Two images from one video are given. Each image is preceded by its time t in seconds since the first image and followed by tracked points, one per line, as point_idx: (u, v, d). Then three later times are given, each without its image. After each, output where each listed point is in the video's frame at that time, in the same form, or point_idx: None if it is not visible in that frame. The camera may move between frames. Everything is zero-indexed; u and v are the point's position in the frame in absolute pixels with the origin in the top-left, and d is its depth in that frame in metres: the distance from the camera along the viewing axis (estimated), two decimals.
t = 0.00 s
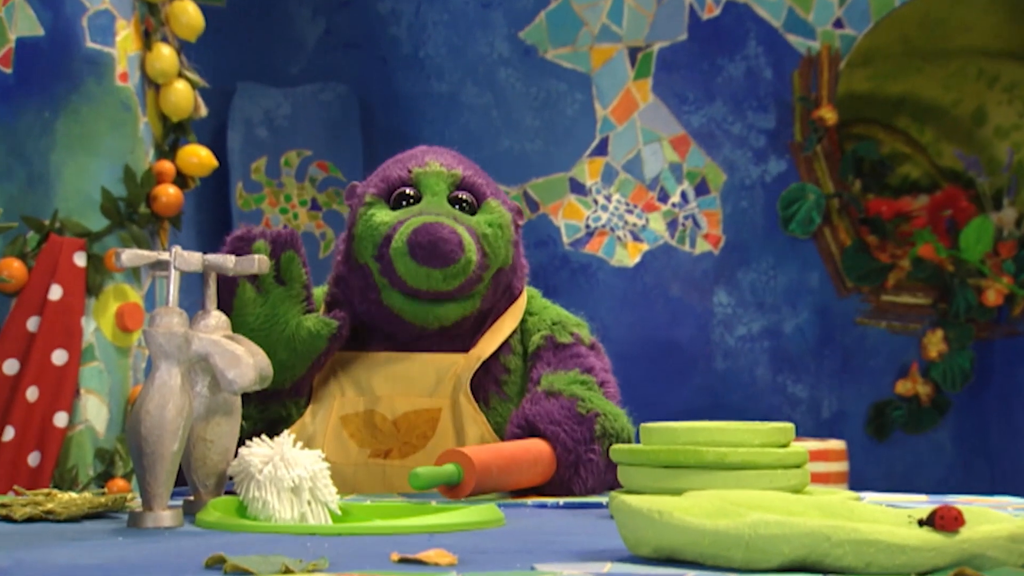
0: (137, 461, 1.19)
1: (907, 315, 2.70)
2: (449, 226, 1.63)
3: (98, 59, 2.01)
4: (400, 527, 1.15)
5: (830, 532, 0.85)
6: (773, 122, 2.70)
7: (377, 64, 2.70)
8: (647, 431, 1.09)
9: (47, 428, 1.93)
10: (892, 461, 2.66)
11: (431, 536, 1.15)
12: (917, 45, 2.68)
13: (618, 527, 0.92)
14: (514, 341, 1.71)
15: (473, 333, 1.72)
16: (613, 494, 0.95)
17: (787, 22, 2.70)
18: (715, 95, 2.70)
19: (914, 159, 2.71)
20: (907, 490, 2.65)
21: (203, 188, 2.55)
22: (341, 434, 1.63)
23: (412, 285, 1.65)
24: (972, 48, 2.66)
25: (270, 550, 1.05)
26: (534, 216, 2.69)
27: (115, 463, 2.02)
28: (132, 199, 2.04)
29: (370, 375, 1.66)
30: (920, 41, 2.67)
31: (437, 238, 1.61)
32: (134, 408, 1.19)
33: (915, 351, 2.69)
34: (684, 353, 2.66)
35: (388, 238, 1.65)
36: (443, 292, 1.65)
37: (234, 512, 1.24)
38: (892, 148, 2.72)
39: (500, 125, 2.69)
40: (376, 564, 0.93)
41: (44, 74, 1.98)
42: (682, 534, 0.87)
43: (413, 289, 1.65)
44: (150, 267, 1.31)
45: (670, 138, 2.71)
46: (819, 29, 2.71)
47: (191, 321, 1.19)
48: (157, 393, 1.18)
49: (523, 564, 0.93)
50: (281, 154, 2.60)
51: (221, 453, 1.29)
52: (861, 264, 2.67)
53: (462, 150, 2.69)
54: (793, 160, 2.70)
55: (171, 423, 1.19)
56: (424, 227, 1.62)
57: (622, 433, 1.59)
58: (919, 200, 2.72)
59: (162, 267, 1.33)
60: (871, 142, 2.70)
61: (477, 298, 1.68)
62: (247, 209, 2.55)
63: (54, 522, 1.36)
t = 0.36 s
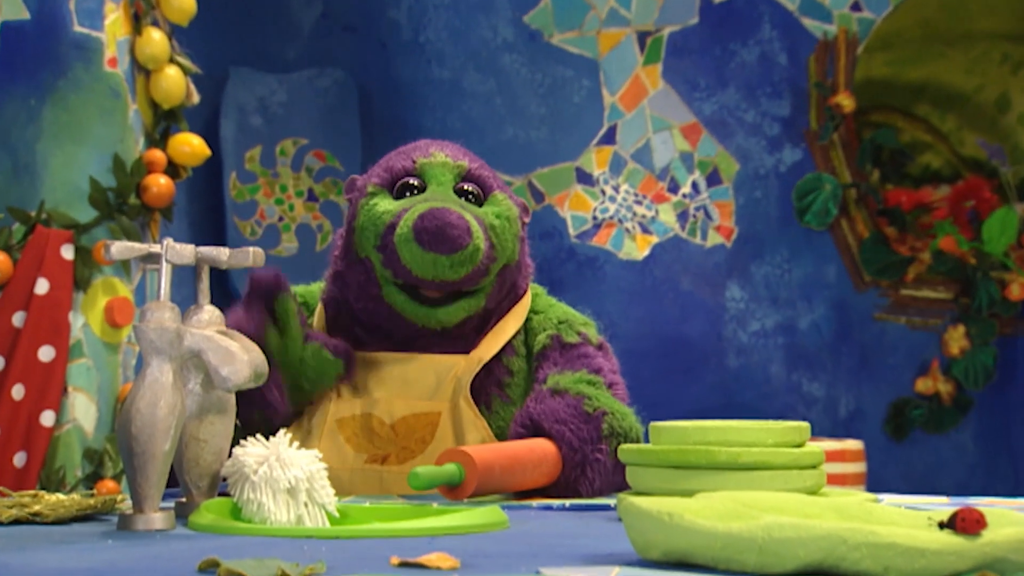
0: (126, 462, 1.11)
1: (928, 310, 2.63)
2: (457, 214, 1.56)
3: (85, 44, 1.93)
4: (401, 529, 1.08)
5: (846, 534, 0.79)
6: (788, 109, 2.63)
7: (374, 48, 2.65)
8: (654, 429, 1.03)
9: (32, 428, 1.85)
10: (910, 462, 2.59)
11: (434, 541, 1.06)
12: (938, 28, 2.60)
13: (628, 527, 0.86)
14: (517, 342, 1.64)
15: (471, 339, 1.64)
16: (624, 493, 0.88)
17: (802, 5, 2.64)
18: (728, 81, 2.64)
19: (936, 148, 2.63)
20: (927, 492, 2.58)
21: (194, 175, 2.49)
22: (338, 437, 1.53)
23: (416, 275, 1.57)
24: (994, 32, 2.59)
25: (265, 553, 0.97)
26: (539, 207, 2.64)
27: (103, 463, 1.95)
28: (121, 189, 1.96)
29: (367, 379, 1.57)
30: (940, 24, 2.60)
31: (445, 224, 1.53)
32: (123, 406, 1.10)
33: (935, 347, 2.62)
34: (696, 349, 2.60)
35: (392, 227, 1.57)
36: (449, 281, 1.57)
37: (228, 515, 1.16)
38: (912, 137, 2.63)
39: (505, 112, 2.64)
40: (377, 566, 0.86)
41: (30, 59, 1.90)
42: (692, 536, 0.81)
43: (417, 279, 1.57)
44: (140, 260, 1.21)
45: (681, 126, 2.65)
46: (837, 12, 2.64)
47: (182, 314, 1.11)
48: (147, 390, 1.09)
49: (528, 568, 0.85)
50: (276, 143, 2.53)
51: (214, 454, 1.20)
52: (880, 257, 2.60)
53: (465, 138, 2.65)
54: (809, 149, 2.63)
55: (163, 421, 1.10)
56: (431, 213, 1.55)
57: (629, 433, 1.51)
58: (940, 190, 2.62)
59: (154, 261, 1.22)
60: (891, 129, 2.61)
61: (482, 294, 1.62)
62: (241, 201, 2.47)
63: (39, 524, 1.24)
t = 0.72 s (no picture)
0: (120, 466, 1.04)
1: (950, 308, 2.55)
2: (420, 282, 1.46)
3: (79, 34, 1.87)
4: (406, 534, 1.01)
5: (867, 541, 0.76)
6: (805, 100, 2.57)
7: (378, 38, 2.59)
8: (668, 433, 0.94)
9: (24, 431, 1.79)
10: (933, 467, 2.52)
11: (440, 546, 1.00)
12: (963, 16, 2.51)
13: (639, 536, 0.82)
14: (514, 344, 1.61)
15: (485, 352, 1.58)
16: (633, 500, 0.84)
17: None
18: (743, 72, 2.58)
19: (959, 140, 2.53)
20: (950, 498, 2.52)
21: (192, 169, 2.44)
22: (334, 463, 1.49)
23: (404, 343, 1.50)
24: (1021, 19, 2.49)
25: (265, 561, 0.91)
26: (547, 202, 2.59)
27: (98, 466, 1.88)
28: (116, 184, 1.90)
29: (369, 399, 1.52)
30: (966, 12, 2.50)
31: (410, 304, 1.43)
32: (119, 408, 1.03)
33: (958, 347, 2.54)
34: (709, 348, 2.56)
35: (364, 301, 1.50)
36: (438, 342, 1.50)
37: (227, 519, 1.10)
38: (933, 129, 2.54)
39: (511, 103, 2.59)
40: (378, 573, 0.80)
41: (26, 48, 1.84)
42: (707, 542, 0.77)
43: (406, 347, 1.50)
44: (137, 257, 1.15)
45: (694, 118, 2.59)
46: None
47: (181, 313, 1.04)
48: (144, 390, 1.03)
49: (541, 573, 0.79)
50: (275, 136, 2.54)
51: (212, 457, 1.13)
52: (899, 253, 2.52)
53: (470, 130, 2.59)
54: (827, 141, 2.57)
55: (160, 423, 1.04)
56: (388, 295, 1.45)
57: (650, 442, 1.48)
58: (963, 184, 2.53)
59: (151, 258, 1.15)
60: (912, 121, 2.53)
61: (479, 314, 1.58)
62: (240, 195, 2.50)
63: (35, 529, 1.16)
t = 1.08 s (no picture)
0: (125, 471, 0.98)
1: (983, 308, 2.50)
2: (480, 200, 1.47)
3: (81, 24, 1.80)
4: (420, 540, 0.95)
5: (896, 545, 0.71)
6: (832, 92, 2.51)
7: (390, 30, 2.52)
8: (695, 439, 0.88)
9: (24, 434, 1.73)
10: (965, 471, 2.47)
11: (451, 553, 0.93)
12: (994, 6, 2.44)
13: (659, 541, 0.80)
14: (541, 353, 1.57)
15: (500, 344, 1.55)
16: (652, 503, 0.82)
17: None
18: (767, 63, 2.52)
19: (990, 134, 2.46)
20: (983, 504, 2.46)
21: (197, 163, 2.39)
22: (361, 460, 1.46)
23: (434, 267, 1.47)
24: None
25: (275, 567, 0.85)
26: (563, 198, 2.53)
27: (100, 471, 1.81)
28: (118, 180, 1.84)
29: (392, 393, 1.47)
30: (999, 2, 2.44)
31: (468, 207, 1.45)
32: (123, 411, 0.98)
33: (991, 347, 2.49)
34: (731, 349, 2.50)
35: (408, 217, 1.48)
36: (469, 275, 1.47)
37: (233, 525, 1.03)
38: (965, 122, 2.48)
39: (528, 96, 2.52)
40: None
41: (26, 36, 1.78)
42: (729, 549, 0.74)
43: (436, 272, 1.47)
44: (137, 254, 1.08)
45: (717, 111, 2.54)
46: None
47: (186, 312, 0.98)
48: (150, 391, 0.97)
49: None
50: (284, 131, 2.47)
51: (219, 462, 1.06)
52: (929, 252, 2.47)
53: (483, 123, 2.53)
54: (854, 135, 2.51)
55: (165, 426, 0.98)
56: (450, 198, 1.46)
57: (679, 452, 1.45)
58: (995, 179, 2.47)
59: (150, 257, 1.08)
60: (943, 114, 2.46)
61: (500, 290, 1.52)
62: (245, 191, 2.42)
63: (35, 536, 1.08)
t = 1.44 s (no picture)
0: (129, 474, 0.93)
1: (1017, 309, 2.40)
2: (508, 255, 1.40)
3: (84, 16, 1.75)
4: (436, 548, 0.90)
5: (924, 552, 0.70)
6: (859, 85, 2.45)
7: (401, 20, 2.48)
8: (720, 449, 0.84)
9: (26, 438, 1.68)
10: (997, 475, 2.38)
11: (467, 561, 0.88)
12: None
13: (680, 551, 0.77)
14: (568, 371, 1.54)
15: (527, 369, 1.50)
16: (674, 514, 0.80)
17: None
18: (791, 55, 2.47)
19: None
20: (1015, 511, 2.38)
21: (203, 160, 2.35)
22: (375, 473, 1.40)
23: (453, 315, 1.42)
24: None
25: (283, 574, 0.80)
26: (580, 195, 2.49)
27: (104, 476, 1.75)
28: (123, 176, 1.79)
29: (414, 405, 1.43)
30: None
31: (490, 269, 1.37)
32: (126, 415, 0.92)
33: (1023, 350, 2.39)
34: (755, 351, 2.44)
35: (432, 262, 1.42)
36: (492, 326, 1.42)
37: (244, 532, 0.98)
38: (997, 116, 2.38)
39: (545, 90, 2.48)
40: None
41: (26, 31, 1.72)
42: (752, 557, 0.72)
43: (456, 321, 1.42)
44: (145, 253, 1.03)
45: (739, 104, 2.49)
46: None
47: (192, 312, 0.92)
48: (155, 395, 0.92)
49: None
50: (292, 125, 2.43)
51: (228, 465, 1.00)
52: (960, 250, 2.39)
53: (497, 118, 2.48)
54: (881, 129, 2.44)
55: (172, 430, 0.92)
56: (473, 255, 1.38)
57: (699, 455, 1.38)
58: None
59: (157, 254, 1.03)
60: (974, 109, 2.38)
61: (526, 334, 1.46)
62: (254, 187, 2.38)
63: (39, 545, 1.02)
